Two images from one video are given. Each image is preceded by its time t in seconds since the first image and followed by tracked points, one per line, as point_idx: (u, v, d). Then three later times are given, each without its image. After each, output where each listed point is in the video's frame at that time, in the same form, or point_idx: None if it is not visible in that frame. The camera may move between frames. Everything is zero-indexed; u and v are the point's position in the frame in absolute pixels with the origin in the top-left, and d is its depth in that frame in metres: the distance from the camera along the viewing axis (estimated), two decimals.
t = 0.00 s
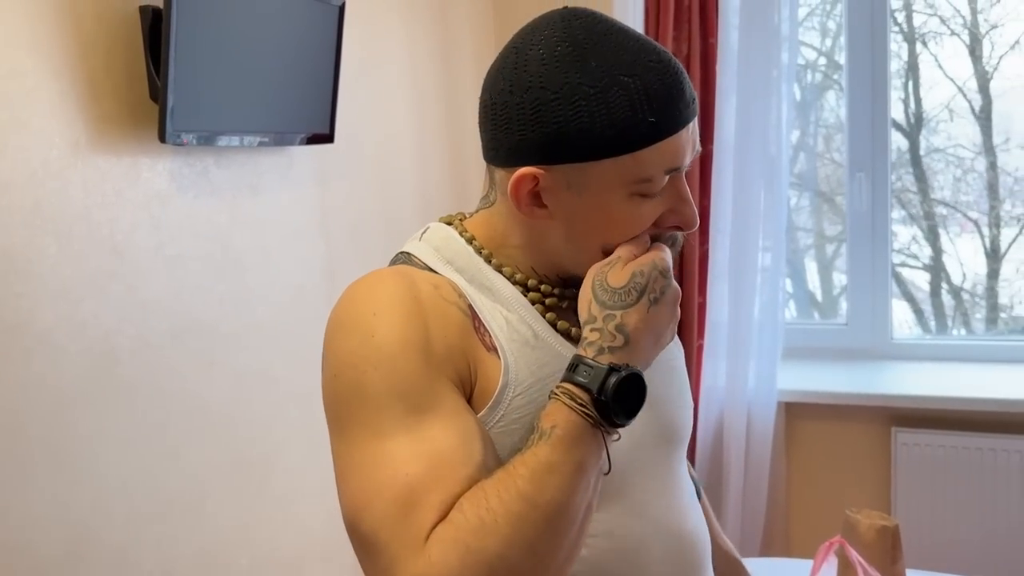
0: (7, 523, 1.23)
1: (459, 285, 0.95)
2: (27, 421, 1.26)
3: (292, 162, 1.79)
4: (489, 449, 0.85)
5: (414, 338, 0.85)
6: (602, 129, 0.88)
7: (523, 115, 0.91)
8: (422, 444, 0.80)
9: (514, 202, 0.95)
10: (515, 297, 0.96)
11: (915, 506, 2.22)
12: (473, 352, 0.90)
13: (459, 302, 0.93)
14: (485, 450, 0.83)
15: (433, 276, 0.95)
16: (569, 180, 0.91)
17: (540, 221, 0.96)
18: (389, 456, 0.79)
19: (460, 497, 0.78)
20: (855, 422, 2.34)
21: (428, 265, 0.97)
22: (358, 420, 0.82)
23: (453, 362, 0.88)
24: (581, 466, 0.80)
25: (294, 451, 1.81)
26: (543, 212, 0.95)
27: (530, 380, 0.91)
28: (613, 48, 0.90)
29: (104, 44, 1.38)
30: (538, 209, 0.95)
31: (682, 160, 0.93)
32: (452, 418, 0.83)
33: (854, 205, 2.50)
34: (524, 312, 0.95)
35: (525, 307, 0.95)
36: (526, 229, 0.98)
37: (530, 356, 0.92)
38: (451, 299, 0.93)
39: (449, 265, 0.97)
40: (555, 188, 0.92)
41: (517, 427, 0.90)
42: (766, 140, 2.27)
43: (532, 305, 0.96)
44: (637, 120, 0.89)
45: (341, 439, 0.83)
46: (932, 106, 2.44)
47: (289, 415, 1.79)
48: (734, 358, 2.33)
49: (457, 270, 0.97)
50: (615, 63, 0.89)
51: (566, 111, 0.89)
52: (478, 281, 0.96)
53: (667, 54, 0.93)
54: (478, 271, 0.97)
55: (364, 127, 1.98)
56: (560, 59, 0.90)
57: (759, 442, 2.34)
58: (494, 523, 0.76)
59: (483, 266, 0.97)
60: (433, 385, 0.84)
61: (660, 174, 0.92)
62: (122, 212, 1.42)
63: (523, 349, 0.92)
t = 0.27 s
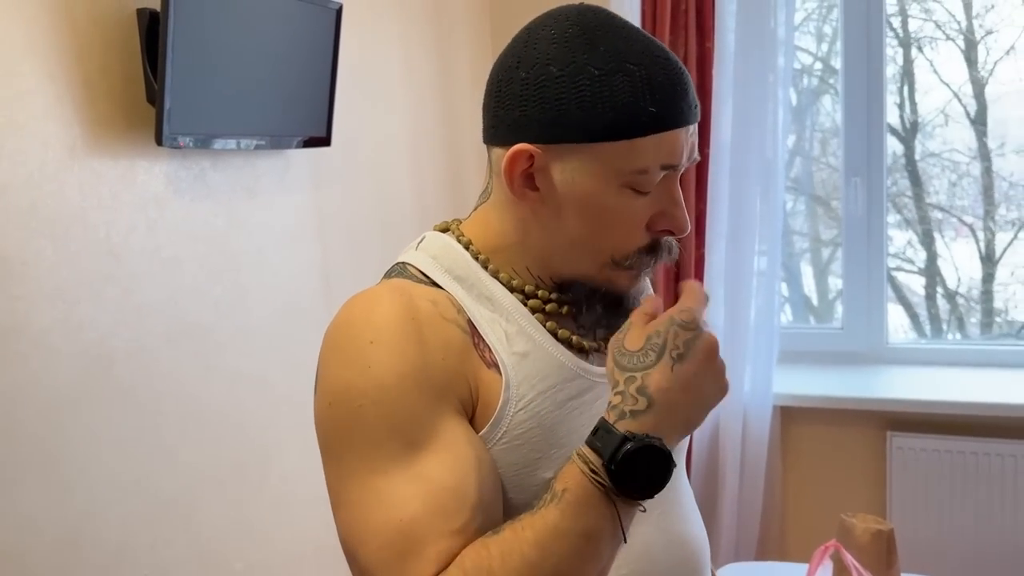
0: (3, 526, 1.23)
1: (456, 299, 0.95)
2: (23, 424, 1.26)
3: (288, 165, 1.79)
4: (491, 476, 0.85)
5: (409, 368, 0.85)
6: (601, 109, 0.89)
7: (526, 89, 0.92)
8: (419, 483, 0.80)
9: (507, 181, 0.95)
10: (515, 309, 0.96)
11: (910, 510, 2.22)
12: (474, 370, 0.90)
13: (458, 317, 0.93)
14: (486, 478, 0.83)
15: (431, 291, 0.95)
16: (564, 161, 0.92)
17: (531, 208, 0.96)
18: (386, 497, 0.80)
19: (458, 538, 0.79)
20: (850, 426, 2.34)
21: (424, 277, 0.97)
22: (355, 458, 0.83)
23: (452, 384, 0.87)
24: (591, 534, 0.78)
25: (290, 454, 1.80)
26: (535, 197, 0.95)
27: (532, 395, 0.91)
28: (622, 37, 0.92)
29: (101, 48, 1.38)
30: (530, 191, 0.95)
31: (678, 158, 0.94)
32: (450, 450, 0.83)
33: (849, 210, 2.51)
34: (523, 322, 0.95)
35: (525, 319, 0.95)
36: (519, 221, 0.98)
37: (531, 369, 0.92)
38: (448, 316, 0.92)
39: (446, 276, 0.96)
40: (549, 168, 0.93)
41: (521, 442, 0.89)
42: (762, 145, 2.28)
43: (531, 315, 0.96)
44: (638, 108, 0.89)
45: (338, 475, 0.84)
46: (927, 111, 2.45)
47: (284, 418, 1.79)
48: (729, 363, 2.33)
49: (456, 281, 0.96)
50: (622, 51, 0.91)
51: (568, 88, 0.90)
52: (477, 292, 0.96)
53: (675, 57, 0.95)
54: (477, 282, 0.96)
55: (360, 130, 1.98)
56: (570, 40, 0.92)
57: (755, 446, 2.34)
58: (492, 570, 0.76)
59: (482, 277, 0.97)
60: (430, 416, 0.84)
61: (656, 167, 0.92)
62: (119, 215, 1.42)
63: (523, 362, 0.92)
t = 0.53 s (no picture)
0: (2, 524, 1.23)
1: (463, 298, 0.94)
2: (23, 422, 1.26)
3: (288, 165, 1.79)
4: (510, 467, 0.85)
5: (426, 363, 0.85)
6: (583, 100, 0.90)
7: (522, 76, 0.95)
8: (444, 477, 0.80)
9: (494, 163, 0.97)
10: (522, 308, 0.96)
11: (907, 512, 2.22)
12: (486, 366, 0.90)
13: (466, 316, 0.93)
14: (506, 471, 0.84)
15: (438, 290, 0.95)
16: (545, 149, 0.93)
17: (514, 194, 0.97)
18: (411, 492, 0.80)
19: (488, 529, 0.79)
20: (848, 428, 2.34)
21: (428, 277, 0.96)
22: (376, 456, 0.82)
23: (468, 379, 0.87)
24: (614, 501, 0.80)
25: (288, 454, 1.81)
26: (515, 183, 0.96)
27: (542, 392, 0.91)
28: (622, 33, 0.92)
29: (102, 48, 1.39)
30: (513, 177, 0.96)
31: (663, 164, 0.92)
32: (472, 442, 0.83)
33: (847, 212, 2.52)
34: (530, 322, 0.95)
35: (532, 318, 0.95)
36: (506, 208, 0.99)
37: (540, 367, 0.92)
38: (457, 314, 0.92)
39: (452, 275, 0.96)
40: (531, 154, 0.94)
41: (531, 440, 0.89)
42: (761, 147, 2.28)
43: (537, 315, 0.96)
44: (617, 106, 0.89)
45: (359, 474, 0.83)
46: (927, 114, 2.45)
47: (283, 419, 1.79)
48: (727, 364, 2.33)
49: (461, 280, 0.96)
50: (618, 49, 0.91)
51: (557, 77, 0.92)
52: (483, 291, 0.96)
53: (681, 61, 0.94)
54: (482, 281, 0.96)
55: (361, 131, 1.99)
56: (571, 33, 0.93)
57: (753, 448, 2.34)
58: (527, 554, 0.77)
59: (487, 276, 0.97)
60: (450, 411, 0.84)
61: (632, 172, 0.90)
62: (119, 214, 1.42)
63: (532, 360, 0.92)
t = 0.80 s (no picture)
0: None
1: (459, 302, 0.95)
2: (21, 422, 1.26)
3: (287, 166, 1.79)
4: (507, 471, 0.85)
5: (422, 367, 0.85)
6: (579, 106, 0.89)
7: (521, 80, 0.95)
8: (440, 481, 0.80)
9: (491, 166, 0.97)
10: (518, 311, 0.96)
11: (906, 515, 2.22)
12: (484, 370, 0.90)
13: (463, 319, 0.93)
14: (503, 475, 0.83)
15: (435, 294, 0.95)
16: (539, 154, 0.93)
17: (510, 198, 0.97)
18: (407, 498, 0.80)
19: (485, 534, 0.79)
20: (847, 431, 2.34)
21: (425, 279, 0.97)
22: (372, 461, 0.82)
23: (464, 382, 0.87)
24: (609, 507, 0.79)
25: (285, 455, 1.80)
26: (511, 187, 0.96)
27: (538, 395, 0.91)
28: (621, 40, 0.91)
29: (101, 48, 1.39)
30: (510, 182, 0.96)
31: (658, 174, 0.91)
32: (468, 444, 0.82)
33: (846, 215, 2.52)
34: (527, 325, 0.95)
35: (529, 321, 0.96)
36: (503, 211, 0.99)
37: (536, 370, 0.92)
38: (454, 317, 0.92)
39: (449, 278, 0.96)
40: (526, 159, 0.94)
41: (527, 443, 0.89)
42: (760, 149, 2.28)
43: (534, 318, 0.96)
44: (612, 114, 0.88)
45: (356, 480, 0.83)
46: (927, 118, 2.45)
47: (281, 419, 1.79)
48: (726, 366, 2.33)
49: (458, 283, 0.96)
50: (616, 56, 0.91)
51: (553, 83, 0.92)
52: (480, 295, 0.96)
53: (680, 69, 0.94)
54: (480, 284, 0.97)
55: (360, 132, 1.99)
56: (569, 38, 0.93)
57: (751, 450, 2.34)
58: (524, 559, 0.77)
59: (484, 279, 0.97)
60: (446, 414, 0.83)
61: (626, 181, 0.90)
62: (117, 214, 1.42)
63: (528, 363, 0.92)
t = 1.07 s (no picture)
0: None
1: (463, 305, 0.96)
2: (20, 422, 1.26)
3: (287, 166, 1.79)
4: (463, 508, 0.87)
5: (405, 393, 0.86)
6: (604, 106, 0.93)
7: (540, 80, 0.98)
8: (390, 514, 0.83)
9: (508, 167, 1.00)
10: (520, 315, 0.97)
11: (906, 516, 2.22)
12: (472, 389, 0.91)
13: (462, 329, 0.93)
14: (453, 512, 0.86)
15: (438, 298, 0.96)
16: (562, 154, 0.96)
17: (528, 198, 1.00)
18: (352, 516, 0.84)
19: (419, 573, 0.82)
20: (847, 431, 2.34)
21: (430, 279, 0.98)
22: (334, 475, 0.86)
23: (447, 410, 0.88)
24: None
25: (285, 455, 1.81)
26: (530, 187, 0.99)
27: (533, 404, 0.92)
28: (641, 42, 0.96)
29: (101, 47, 1.39)
30: (528, 182, 0.99)
31: (679, 172, 0.96)
32: (429, 483, 0.85)
33: (846, 215, 2.52)
34: (528, 329, 0.97)
35: (530, 326, 0.97)
36: (518, 210, 1.02)
37: (534, 379, 0.94)
38: (452, 329, 0.93)
39: (454, 279, 0.98)
40: (548, 160, 0.97)
41: (520, 451, 0.91)
42: (760, 150, 2.28)
43: (535, 322, 0.98)
44: (641, 113, 0.93)
45: (316, 486, 0.87)
46: (927, 119, 2.45)
47: (280, 419, 1.79)
48: (726, 367, 2.33)
49: (463, 285, 0.98)
50: (638, 57, 0.95)
51: (577, 83, 0.95)
52: (484, 298, 0.98)
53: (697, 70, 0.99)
54: (482, 289, 0.98)
55: (360, 131, 1.99)
56: (589, 37, 0.97)
57: (750, 450, 2.34)
58: None
59: (488, 281, 0.99)
60: (417, 446, 0.86)
61: (652, 179, 0.95)
62: (117, 214, 1.42)
63: (526, 372, 0.94)
